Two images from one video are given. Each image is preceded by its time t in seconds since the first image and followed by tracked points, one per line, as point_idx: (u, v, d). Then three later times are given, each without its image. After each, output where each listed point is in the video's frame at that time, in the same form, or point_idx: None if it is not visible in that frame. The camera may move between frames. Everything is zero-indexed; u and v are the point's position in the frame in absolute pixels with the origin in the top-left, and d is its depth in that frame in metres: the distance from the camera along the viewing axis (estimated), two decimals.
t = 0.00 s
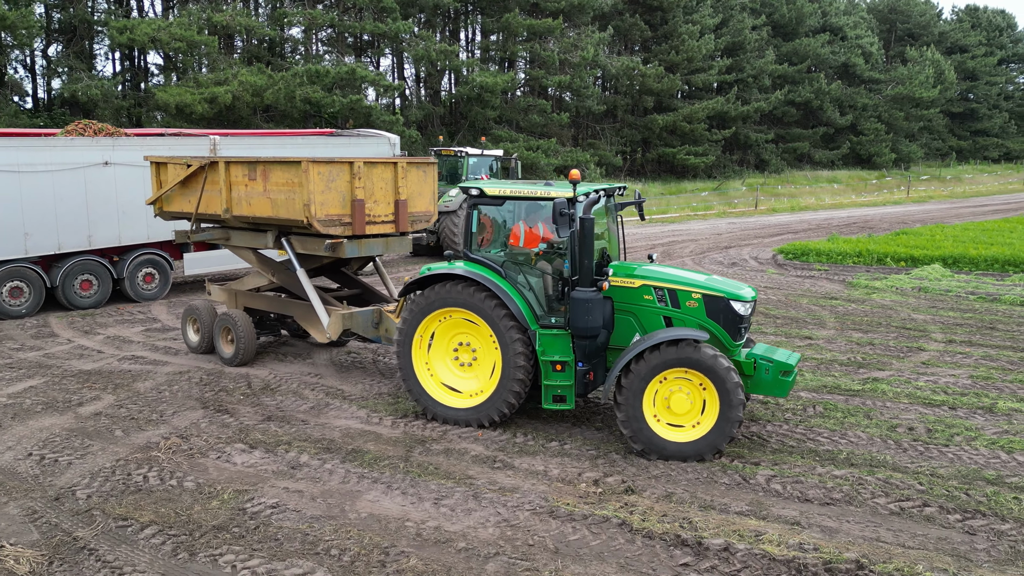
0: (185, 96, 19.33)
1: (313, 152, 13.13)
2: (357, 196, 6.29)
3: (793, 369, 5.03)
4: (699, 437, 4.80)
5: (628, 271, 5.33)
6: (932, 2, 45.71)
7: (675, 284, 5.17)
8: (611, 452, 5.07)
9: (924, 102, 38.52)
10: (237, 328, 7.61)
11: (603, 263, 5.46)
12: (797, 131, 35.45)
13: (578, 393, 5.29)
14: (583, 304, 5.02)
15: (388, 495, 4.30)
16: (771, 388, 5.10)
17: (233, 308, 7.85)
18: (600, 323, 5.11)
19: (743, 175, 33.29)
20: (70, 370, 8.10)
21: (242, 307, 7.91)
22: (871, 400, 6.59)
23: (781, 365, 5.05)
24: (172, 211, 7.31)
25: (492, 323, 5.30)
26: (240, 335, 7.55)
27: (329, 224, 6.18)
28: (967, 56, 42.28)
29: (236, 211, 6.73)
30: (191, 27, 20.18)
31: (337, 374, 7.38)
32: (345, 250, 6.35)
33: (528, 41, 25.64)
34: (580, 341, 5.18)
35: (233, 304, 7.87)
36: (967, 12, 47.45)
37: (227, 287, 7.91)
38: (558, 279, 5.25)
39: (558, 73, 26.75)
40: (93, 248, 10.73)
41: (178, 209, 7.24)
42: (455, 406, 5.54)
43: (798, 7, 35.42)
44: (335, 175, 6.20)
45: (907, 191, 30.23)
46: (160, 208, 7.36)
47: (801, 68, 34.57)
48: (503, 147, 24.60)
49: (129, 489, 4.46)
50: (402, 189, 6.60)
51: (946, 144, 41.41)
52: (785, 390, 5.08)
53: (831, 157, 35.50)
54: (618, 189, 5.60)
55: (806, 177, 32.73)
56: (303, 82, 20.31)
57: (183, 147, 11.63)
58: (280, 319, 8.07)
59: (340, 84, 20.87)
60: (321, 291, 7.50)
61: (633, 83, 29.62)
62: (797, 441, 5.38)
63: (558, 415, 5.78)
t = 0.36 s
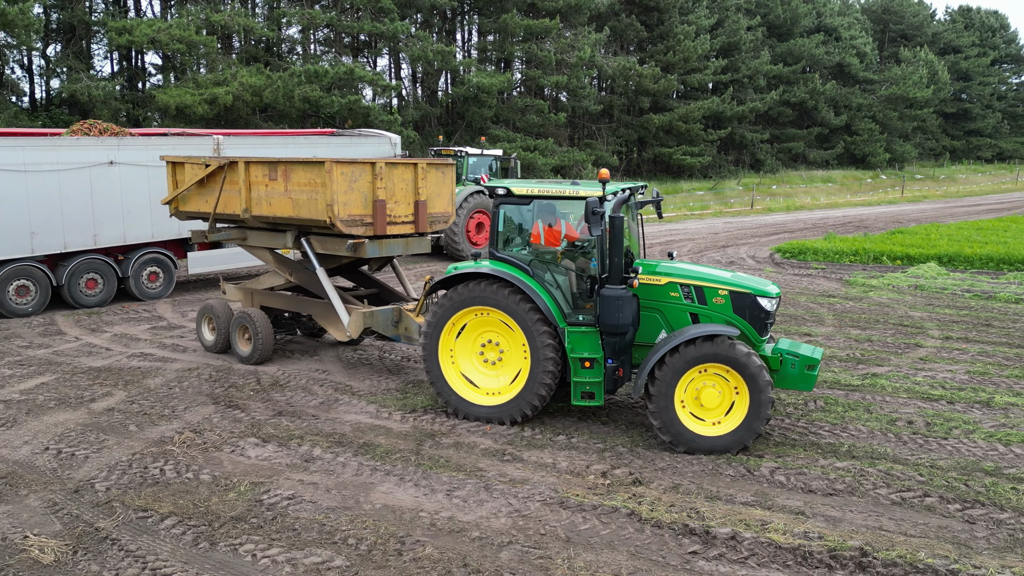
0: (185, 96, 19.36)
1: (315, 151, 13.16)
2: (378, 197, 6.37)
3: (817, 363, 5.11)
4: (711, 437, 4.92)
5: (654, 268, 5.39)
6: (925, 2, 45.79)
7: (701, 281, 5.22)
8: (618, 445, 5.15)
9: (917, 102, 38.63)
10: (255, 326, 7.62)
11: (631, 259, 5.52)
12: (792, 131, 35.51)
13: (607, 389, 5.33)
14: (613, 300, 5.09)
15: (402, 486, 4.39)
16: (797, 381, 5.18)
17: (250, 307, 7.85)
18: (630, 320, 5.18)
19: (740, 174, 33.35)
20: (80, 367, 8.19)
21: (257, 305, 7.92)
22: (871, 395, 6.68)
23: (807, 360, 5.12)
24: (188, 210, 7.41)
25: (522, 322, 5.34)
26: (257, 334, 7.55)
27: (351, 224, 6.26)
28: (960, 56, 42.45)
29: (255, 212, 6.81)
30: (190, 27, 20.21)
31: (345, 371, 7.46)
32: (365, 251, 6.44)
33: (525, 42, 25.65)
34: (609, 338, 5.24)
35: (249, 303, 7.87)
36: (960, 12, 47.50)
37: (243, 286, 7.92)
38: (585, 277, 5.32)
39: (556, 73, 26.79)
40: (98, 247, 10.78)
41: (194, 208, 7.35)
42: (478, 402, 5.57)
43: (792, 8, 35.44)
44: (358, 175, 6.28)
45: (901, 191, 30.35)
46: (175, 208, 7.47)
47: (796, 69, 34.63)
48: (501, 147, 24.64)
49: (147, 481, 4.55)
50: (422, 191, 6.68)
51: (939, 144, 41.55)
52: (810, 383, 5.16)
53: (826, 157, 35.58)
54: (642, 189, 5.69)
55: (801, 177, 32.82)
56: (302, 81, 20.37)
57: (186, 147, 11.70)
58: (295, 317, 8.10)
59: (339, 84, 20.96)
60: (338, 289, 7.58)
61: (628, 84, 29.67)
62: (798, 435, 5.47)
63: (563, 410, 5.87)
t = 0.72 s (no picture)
0: (185, 98, 19.40)
1: (320, 151, 13.21)
2: (401, 197, 6.46)
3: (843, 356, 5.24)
4: (727, 429, 5.02)
5: (680, 265, 5.48)
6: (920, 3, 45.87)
7: (728, 278, 5.32)
8: (626, 438, 5.24)
9: (914, 102, 38.65)
10: (274, 323, 7.67)
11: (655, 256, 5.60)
12: (789, 131, 35.55)
13: (635, 384, 5.39)
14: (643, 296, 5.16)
15: (415, 477, 4.50)
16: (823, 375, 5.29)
17: (267, 305, 7.90)
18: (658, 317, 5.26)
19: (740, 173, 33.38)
20: (92, 363, 8.28)
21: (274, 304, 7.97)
22: (871, 389, 6.77)
23: (833, 353, 5.24)
24: (204, 210, 7.51)
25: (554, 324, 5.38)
26: (276, 330, 7.58)
27: (374, 224, 6.36)
28: (955, 57, 42.51)
29: (276, 212, 6.90)
30: (192, 28, 20.25)
31: (354, 367, 7.56)
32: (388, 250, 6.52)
33: (523, 43, 25.67)
34: (638, 334, 5.30)
35: (266, 302, 7.92)
36: (955, 13, 47.50)
37: (260, 285, 7.99)
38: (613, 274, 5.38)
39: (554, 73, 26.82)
40: (105, 245, 10.87)
41: (211, 208, 7.44)
42: (498, 395, 5.65)
43: (790, 8, 35.50)
44: (381, 176, 6.37)
45: (898, 190, 30.43)
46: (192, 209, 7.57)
47: (794, 69, 34.67)
48: (500, 147, 24.67)
49: (166, 473, 4.65)
50: (442, 191, 6.78)
51: (935, 144, 41.61)
52: (835, 376, 5.29)
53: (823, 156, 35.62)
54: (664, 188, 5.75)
55: (798, 176, 32.87)
56: (302, 82, 20.36)
57: (192, 147, 11.76)
58: (311, 315, 8.16)
59: (339, 84, 21.06)
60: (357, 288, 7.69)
61: (626, 83, 29.73)
62: (801, 427, 5.57)
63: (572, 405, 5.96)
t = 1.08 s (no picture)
0: (188, 98, 19.51)
1: (324, 151, 13.28)
2: (421, 200, 6.56)
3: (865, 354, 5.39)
4: (747, 421, 5.09)
5: (704, 266, 5.55)
6: (917, 3, 45.92)
7: (753, 278, 5.42)
8: (634, 435, 5.32)
9: (912, 102, 38.68)
10: (291, 323, 7.72)
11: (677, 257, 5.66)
12: (788, 131, 35.60)
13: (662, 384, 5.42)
14: (671, 297, 5.21)
15: (427, 473, 4.59)
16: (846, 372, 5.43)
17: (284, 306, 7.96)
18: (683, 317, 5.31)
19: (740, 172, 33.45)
20: (103, 362, 8.38)
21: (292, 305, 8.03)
22: (872, 387, 6.86)
23: (856, 352, 5.38)
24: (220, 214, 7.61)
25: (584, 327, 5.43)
26: (295, 330, 7.63)
27: (396, 228, 6.46)
28: (953, 57, 42.55)
29: (295, 215, 7.01)
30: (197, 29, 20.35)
31: (363, 366, 7.66)
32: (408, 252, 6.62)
33: (523, 43, 25.74)
34: (665, 333, 5.34)
35: (284, 303, 7.98)
36: (952, 13, 47.49)
37: (277, 286, 8.05)
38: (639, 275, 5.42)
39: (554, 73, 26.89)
40: (113, 246, 10.97)
41: (227, 211, 7.54)
42: (513, 389, 5.73)
43: (788, 9, 35.57)
44: (403, 179, 6.47)
45: (897, 190, 30.49)
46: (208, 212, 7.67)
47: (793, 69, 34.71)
48: (500, 147, 24.74)
49: (183, 469, 4.75)
50: (461, 194, 6.87)
51: (934, 144, 41.63)
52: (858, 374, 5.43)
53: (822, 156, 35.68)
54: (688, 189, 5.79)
55: (797, 177, 32.93)
56: (305, 83, 20.43)
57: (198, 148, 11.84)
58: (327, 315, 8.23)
59: (340, 84, 21.17)
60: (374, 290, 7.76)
61: (626, 83, 29.81)
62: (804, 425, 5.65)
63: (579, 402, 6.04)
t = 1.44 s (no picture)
0: (192, 95, 19.55)
1: (329, 151, 13.33)
2: (442, 200, 6.64)
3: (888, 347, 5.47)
4: (765, 407, 5.15)
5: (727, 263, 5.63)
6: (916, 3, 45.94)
7: (775, 274, 5.52)
8: (641, 429, 5.40)
9: (911, 102, 38.69)
10: (309, 320, 7.77)
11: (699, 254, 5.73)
12: (788, 131, 35.61)
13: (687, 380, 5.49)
14: (698, 293, 5.26)
15: (438, 465, 4.68)
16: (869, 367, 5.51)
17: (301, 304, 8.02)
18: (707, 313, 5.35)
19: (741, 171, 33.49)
20: (113, 359, 8.47)
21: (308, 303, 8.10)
22: (874, 383, 6.93)
23: (879, 345, 5.47)
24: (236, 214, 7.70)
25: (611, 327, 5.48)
26: (313, 328, 7.69)
27: (417, 227, 6.55)
28: (952, 57, 42.54)
29: (314, 215, 7.10)
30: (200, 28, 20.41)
31: (371, 362, 7.75)
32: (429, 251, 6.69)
33: (523, 44, 25.79)
34: (690, 329, 5.40)
35: (300, 301, 8.05)
36: (952, 14, 47.46)
37: (294, 284, 8.11)
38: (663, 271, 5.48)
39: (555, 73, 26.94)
40: (121, 244, 11.06)
41: (244, 211, 7.62)
42: (531, 378, 5.79)
43: (788, 9, 35.59)
44: (424, 179, 6.55)
45: (897, 189, 30.53)
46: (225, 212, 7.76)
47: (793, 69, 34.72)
48: (502, 147, 24.80)
49: (197, 462, 4.85)
50: (480, 194, 6.93)
51: (934, 144, 41.60)
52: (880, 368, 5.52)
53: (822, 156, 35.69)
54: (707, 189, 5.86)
55: (797, 177, 32.95)
56: (307, 83, 20.50)
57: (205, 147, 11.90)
58: (343, 314, 8.31)
59: (342, 85, 21.26)
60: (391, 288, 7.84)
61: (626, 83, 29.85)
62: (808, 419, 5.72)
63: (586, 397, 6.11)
